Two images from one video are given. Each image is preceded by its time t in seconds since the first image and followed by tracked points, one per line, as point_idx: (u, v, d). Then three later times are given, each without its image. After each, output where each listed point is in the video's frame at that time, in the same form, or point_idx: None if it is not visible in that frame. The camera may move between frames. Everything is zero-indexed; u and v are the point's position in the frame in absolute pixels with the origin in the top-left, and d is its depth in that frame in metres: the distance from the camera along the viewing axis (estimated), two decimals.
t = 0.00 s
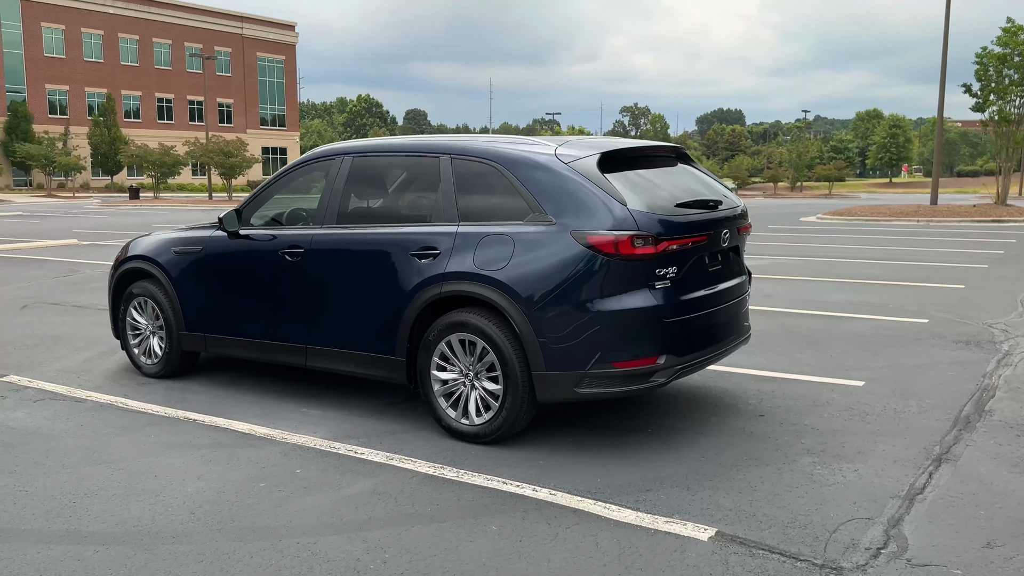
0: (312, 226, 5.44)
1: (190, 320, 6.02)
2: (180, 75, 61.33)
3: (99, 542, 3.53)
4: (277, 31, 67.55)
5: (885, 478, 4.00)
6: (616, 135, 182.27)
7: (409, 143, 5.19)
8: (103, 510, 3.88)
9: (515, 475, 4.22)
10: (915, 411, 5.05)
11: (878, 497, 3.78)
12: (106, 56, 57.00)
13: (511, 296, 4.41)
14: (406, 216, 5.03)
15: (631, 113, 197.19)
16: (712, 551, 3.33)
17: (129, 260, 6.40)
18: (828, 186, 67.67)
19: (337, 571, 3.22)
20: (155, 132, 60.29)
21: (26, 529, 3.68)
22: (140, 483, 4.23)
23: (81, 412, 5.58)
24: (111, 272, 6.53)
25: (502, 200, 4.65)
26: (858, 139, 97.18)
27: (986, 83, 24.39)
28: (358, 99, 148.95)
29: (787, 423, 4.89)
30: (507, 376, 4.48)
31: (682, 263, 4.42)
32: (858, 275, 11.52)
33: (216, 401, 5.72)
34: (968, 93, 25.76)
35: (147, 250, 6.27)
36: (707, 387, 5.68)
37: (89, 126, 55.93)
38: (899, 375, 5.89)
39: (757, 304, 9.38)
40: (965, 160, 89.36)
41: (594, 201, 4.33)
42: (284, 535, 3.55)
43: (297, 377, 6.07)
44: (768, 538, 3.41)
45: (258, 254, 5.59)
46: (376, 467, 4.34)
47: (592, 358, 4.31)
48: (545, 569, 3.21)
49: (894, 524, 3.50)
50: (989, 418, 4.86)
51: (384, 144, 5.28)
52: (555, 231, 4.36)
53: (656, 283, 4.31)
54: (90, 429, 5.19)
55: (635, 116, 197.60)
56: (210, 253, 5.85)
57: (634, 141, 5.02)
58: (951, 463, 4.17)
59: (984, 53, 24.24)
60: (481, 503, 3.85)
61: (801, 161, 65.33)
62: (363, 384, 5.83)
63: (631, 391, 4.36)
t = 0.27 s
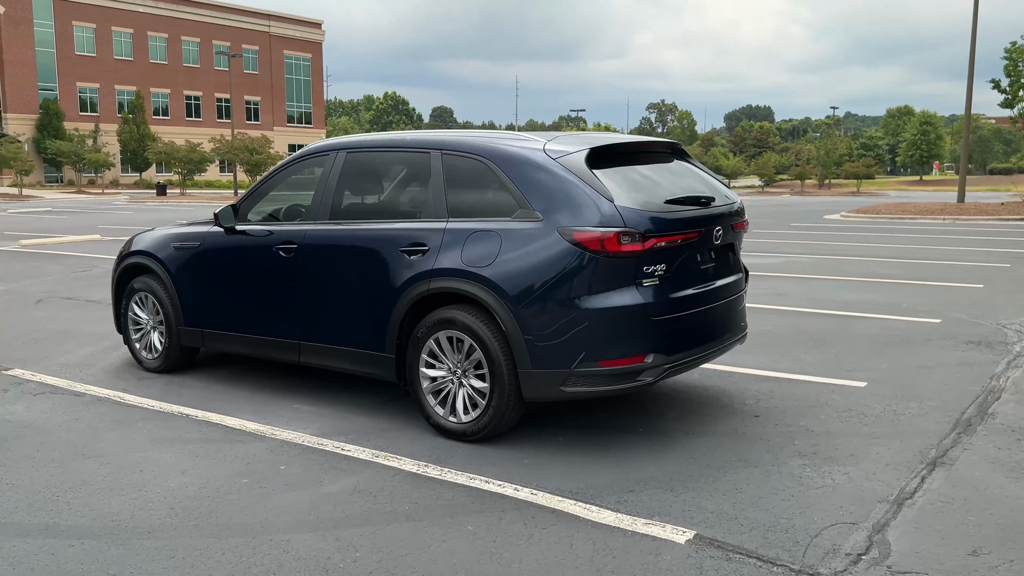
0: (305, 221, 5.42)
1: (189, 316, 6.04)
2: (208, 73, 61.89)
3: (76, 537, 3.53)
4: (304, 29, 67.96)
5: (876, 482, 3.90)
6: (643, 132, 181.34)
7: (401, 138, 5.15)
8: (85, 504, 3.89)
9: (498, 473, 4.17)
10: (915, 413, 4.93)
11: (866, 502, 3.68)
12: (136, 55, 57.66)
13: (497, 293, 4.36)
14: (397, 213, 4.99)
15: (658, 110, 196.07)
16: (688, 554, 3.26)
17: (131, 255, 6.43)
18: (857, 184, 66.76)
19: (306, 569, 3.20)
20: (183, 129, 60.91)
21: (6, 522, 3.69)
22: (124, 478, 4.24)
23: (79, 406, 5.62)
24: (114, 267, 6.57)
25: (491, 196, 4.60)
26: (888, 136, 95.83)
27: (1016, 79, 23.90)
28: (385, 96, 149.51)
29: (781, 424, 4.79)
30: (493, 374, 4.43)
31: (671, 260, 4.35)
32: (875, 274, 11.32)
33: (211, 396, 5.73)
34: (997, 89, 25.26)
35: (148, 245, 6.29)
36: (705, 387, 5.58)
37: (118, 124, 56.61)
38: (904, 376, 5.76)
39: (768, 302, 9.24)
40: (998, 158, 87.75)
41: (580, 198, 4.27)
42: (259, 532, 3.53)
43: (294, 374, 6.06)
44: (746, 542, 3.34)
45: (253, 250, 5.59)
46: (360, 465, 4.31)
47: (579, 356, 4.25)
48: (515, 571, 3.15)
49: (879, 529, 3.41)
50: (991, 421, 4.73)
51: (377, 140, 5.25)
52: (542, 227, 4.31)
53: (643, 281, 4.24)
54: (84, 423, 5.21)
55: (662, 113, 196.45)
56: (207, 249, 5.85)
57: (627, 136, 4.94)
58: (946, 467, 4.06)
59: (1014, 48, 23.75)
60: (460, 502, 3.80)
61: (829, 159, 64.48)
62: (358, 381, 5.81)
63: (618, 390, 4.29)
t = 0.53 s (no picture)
0: (299, 221, 5.43)
1: (187, 314, 6.07)
2: (236, 72, 62.44)
3: (53, 534, 3.55)
4: (330, 28, 68.35)
5: (861, 489, 3.82)
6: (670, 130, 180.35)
7: (392, 137, 5.14)
8: (67, 501, 3.92)
9: (479, 476, 4.14)
10: (912, 418, 4.83)
11: (848, 510, 3.61)
12: (164, 54, 58.32)
13: (481, 294, 4.33)
14: (387, 212, 4.98)
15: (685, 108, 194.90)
16: (658, 561, 3.21)
17: (132, 253, 6.48)
18: (886, 183, 65.84)
19: (274, 570, 3.19)
20: (210, 128, 61.53)
21: None
22: (109, 476, 4.26)
23: (76, 403, 5.68)
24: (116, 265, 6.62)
25: (478, 196, 4.57)
26: (920, 135, 94.44)
27: None
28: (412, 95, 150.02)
29: (773, 428, 4.71)
30: (477, 375, 4.40)
31: (657, 262, 4.29)
32: (891, 275, 11.13)
33: (206, 394, 5.76)
34: None
35: (149, 244, 6.34)
36: (700, 391, 5.51)
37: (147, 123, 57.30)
38: (906, 380, 5.64)
39: (778, 304, 9.12)
40: None
41: (564, 198, 4.23)
42: (233, 532, 3.54)
43: (290, 373, 6.07)
44: (720, 550, 3.28)
45: (248, 249, 5.61)
46: (342, 465, 4.31)
47: (562, 358, 4.21)
48: None
49: (857, 539, 3.33)
50: (989, 428, 4.61)
51: (370, 139, 5.25)
52: (526, 228, 4.27)
53: (628, 283, 4.19)
54: (79, 420, 5.26)
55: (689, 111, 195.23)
56: (204, 247, 5.88)
57: (618, 135, 4.88)
58: (935, 475, 3.97)
59: None
60: (437, 503, 3.78)
61: (858, 158, 63.67)
62: (352, 381, 5.81)
63: (601, 393, 4.25)
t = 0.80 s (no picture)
0: (292, 220, 5.41)
1: (185, 313, 6.09)
2: (261, 71, 62.92)
3: (30, 533, 3.56)
4: (355, 26, 68.64)
5: (848, 499, 3.73)
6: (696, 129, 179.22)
7: (384, 137, 5.12)
8: (49, 500, 3.93)
9: (461, 480, 4.10)
10: (910, 426, 4.72)
11: (832, 520, 3.52)
12: (191, 53, 58.88)
13: (466, 296, 4.29)
14: (377, 212, 4.95)
15: (711, 107, 193.58)
16: (631, 570, 3.15)
17: (134, 252, 6.51)
18: (915, 183, 64.92)
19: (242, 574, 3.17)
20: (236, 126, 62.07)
21: None
22: (94, 475, 4.27)
23: (73, 401, 5.71)
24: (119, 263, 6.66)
25: (466, 197, 4.52)
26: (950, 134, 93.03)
27: None
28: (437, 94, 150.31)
29: (765, 434, 4.62)
30: (462, 377, 4.36)
31: (644, 264, 4.22)
32: (908, 277, 10.93)
33: (201, 393, 5.77)
34: None
35: (149, 242, 6.36)
36: (696, 395, 5.43)
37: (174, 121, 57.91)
38: (908, 386, 5.52)
39: (788, 306, 9.00)
40: None
41: (550, 199, 4.17)
42: (207, 534, 3.52)
43: (286, 373, 6.07)
44: (694, 560, 3.22)
45: (243, 248, 5.61)
46: (325, 467, 4.28)
47: (547, 361, 4.15)
48: None
49: (838, 550, 3.25)
50: (988, 437, 4.49)
51: (363, 139, 5.23)
52: (511, 229, 4.22)
53: (613, 285, 4.12)
54: (73, 418, 5.29)
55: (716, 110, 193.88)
56: (201, 246, 5.89)
57: (611, 136, 4.81)
58: (927, 485, 3.87)
59: None
60: (415, 507, 3.74)
61: (886, 157, 62.84)
62: (346, 381, 5.79)
63: (587, 397, 4.18)
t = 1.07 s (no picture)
0: (285, 217, 5.37)
1: (182, 310, 6.08)
2: (286, 69, 63.28)
3: (4, 530, 3.54)
4: (380, 25, 68.88)
5: (837, 507, 3.61)
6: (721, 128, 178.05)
7: (376, 134, 5.07)
8: (29, 497, 3.91)
9: (443, 481, 4.03)
10: (909, 431, 4.58)
11: (817, 528, 3.42)
12: (217, 52, 59.35)
13: (452, 294, 4.22)
14: (368, 209, 4.90)
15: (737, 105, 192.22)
16: None
17: (134, 249, 6.50)
18: (944, 183, 63.92)
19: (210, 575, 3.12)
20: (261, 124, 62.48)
21: None
22: (77, 472, 4.25)
23: (68, 397, 5.71)
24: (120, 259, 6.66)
25: (453, 194, 4.46)
26: (981, 133, 91.61)
27: None
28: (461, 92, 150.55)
29: (759, 439, 4.51)
30: (447, 377, 4.29)
31: (632, 263, 4.13)
32: (925, 278, 10.71)
33: (195, 390, 5.75)
34: None
35: (149, 239, 6.36)
36: (692, 397, 5.33)
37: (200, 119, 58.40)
38: (912, 390, 5.38)
39: (799, 306, 8.83)
40: None
41: (536, 196, 4.08)
42: (180, 534, 3.48)
43: (281, 371, 6.04)
44: (671, 568, 3.12)
45: (238, 245, 5.58)
46: (307, 467, 4.23)
47: (532, 362, 4.06)
48: None
49: (821, 561, 3.14)
50: (989, 443, 4.35)
51: (356, 136, 5.18)
52: (497, 227, 4.14)
53: (599, 285, 4.03)
54: (66, 414, 5.29)
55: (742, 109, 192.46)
56: (198, 243, 5.87)
57: (605, 132, 4.71)
58: (920, 493, 3.74)
59: None
60: (391, 508, 3.68)
61: (915, 157, 61.92)
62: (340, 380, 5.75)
63: (572, 399, 4.10)
